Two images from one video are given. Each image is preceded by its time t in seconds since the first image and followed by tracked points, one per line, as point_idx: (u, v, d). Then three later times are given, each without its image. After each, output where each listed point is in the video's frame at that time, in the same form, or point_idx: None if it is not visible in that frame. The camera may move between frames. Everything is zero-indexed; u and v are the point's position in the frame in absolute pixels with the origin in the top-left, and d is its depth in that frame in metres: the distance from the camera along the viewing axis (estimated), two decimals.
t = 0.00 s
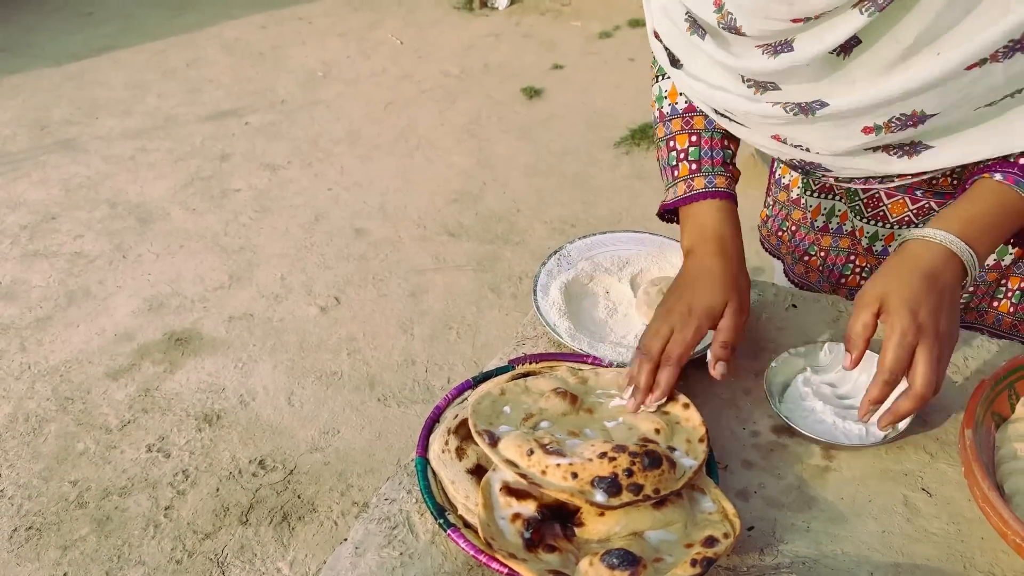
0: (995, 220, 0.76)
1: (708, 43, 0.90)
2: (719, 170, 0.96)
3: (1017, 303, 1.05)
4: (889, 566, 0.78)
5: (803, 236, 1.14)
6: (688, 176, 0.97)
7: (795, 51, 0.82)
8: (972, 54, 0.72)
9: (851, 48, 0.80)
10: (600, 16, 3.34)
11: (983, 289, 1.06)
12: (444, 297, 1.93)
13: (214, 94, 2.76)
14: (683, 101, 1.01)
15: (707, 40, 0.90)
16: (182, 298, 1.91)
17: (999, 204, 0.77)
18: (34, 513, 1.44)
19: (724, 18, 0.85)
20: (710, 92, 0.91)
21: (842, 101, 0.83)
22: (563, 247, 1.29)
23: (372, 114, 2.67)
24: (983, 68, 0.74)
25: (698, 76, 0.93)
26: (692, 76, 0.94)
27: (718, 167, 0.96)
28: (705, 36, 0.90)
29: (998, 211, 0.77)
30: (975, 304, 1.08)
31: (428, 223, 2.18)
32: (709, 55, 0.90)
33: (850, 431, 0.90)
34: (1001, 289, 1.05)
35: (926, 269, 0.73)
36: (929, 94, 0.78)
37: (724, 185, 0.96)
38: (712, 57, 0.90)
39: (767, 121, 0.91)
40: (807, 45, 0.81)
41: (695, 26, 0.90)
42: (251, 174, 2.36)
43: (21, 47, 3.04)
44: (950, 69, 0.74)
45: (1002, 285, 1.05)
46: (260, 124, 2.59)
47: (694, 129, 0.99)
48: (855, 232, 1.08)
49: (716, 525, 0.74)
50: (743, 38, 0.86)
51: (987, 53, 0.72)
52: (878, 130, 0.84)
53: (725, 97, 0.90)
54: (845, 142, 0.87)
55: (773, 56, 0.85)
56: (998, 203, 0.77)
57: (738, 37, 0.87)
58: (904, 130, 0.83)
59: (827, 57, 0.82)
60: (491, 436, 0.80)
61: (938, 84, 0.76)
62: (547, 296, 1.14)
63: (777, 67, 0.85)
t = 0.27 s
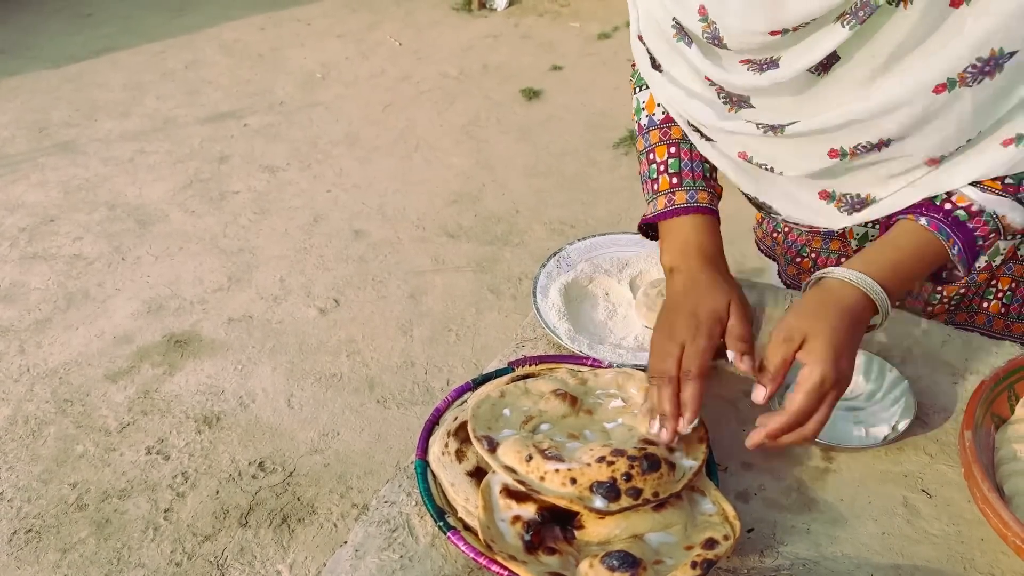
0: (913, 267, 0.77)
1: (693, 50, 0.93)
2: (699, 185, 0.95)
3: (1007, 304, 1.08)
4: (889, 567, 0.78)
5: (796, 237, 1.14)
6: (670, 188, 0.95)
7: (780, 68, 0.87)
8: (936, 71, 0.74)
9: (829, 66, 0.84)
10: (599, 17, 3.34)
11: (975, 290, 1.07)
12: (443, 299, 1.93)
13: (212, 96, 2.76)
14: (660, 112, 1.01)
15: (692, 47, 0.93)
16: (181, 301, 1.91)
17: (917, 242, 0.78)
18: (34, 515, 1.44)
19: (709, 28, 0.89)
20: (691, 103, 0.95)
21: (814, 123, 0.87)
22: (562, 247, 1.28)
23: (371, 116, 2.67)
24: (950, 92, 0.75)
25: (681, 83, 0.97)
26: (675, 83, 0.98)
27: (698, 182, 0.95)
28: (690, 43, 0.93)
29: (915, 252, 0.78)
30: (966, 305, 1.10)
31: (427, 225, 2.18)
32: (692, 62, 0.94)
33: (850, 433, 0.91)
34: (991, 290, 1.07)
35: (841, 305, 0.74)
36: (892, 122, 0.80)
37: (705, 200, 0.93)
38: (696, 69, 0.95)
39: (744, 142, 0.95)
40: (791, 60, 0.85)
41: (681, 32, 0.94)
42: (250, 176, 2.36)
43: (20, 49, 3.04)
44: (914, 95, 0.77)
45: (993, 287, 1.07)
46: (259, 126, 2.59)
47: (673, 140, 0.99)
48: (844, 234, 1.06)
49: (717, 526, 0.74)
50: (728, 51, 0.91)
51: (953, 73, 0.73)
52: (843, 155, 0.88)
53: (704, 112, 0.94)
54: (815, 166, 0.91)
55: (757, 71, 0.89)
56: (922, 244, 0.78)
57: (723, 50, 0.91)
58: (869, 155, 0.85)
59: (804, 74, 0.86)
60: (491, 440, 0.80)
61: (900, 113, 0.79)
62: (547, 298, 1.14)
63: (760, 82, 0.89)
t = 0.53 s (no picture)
0: (868, 296, 0.77)
1: (644, 28, 0.95)
2: (605, 173, 0.99)
3: (998, 305, 1.06)
4: (889, 567, 0.78)
5: (787, 238, 1.13)
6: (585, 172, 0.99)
7: (736, 46, 0.87)
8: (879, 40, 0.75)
9: (788, 48, 0.83)
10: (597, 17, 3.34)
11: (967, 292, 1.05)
12: (442, 300, 1.93)
13: (211, 97, 2.75)
14: (592, 93, 1.04)
15: (643, 26, 0.95)
16: (180, 303, 1.91)
17: (870, 275, 0.77)
18: (33, 518, 1.44)
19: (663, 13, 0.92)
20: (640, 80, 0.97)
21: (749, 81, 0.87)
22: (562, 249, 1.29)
23: (370, 117, 2.67)
24: (891, 63, 0.76)
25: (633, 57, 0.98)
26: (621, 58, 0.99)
27: (605, 171, 0.99)
28: (641, 22, 0.96)
29: (867, 283, 0.77)
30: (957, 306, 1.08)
31: (426, 226, 2.18)
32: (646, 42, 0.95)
33: (850, 434, 0.91)
34: (982, 291, 1.06)
35: (792, 343, 0.73)
36: (832, 84, 0.81)
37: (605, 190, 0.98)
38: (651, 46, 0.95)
39: (687, 103, 0.95)
40: (744, 42, 0.86)
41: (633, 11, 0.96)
42: (249, 178, 2.36)
43: (18, 51, 3.04)
44: (849, 56, 0.77)
45: (984, 288, 1.05)
46: (258, 127, 2.59)
47: (594, 126, 1.02)
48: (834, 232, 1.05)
49: (717, 528, 0.74)
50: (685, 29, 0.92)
51: (896, 44, 0.74)
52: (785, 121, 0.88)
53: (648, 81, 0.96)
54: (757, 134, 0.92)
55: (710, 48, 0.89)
56: (874, 271, 0.77)
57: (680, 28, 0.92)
58: (811, 123, 0.86)
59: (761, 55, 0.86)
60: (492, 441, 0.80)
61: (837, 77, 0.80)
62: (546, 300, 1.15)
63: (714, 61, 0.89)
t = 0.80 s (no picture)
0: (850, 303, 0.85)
1: (635, 40, 0.99)
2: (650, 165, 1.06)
3: (987, 305, 1.04)
4: (889, 566, 0.78)
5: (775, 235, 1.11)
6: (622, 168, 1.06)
7: (715, 56, 0.91)
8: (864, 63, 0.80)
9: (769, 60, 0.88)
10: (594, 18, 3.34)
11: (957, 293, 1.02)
12: (441, 301, 1.93)
13: (209, 99, 2.75)
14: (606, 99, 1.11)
15: (636, 38, 1.00)
16: (178, 304, 1.91)
17: (855, 280, 0.85)
18: (32, 519, 1.43)
19: (655, 21, 0.96)
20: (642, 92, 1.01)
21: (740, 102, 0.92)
22: (561, 249, 1.29)
23: (368, 118, 2.67)
24: (875, 83, 0.81)
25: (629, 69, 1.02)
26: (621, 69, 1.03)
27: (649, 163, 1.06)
28: (632, 35, 1.00)
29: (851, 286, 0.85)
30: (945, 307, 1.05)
31: (424, 227, 2.18)
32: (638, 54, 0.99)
33: (850, 433, 0.91)
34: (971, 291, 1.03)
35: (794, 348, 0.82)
36: (822, 109, 0.85)
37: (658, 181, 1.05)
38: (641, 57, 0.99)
39: (681, 119, 0.99)
40: (724, 53, 0.90)
41: (626, 24, 1.01)
42: (247, 179, 2.35)
43: (16, 53, 3.04)
44: (835, 83, 0.82)
45: (973, 288, 1.02)
46: (256, 129, 2.59)
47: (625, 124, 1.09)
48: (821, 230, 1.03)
49: (717, 527, 0.74)
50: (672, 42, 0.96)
51: (879, 66, 0.79)
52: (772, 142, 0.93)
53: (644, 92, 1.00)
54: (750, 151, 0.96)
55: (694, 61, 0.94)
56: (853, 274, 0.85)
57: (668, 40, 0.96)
58: (797, 144, 0.91)
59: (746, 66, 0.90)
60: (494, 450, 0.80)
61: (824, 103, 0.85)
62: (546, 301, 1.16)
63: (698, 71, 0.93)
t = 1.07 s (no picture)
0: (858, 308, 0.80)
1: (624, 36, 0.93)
2: (625, 113, 1.06)
3: (977, 304, 1.07)
4: (888, 565, 0.78)
5: (770, 238, 1.11)
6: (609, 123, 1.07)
7: (712, 51, 0.85)
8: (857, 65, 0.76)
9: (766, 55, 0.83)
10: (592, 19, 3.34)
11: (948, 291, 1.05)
12: (439, 302, 1.93)
13: (207, 100, 2.75)
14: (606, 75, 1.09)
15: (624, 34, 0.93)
16: (177, 305, 1.91)
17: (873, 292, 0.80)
18: (31, 522, 1.43)
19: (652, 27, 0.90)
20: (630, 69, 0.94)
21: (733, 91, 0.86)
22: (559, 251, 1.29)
23: (366, 119, 2.67)
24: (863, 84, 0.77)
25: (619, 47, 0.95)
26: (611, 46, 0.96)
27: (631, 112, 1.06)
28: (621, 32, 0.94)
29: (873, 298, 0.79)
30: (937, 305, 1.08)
31: (423, 228, 2.18)
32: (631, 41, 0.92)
33: (848, 434, 0.91)
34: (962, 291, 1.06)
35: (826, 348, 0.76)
36: (812, 105, 0.81)
37: (641, 131, 1.06)
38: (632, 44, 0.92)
39: (667, 97, 0.93)
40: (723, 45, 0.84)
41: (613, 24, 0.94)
42: (245, 181, 2.36)
43: (13, 55, 3.04)
44: (828, 84, 0.78)
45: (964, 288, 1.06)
46: (254, 130, 2.59)
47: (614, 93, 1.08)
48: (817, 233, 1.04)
49: (715, 527, 0.74)
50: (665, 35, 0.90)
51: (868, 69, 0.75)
52: (762, 129, 0.88)
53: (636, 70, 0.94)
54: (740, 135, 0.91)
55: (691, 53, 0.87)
56: (874, 284, 0.79)
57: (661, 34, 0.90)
58: (786, 133, 0.87)
59: (740, 57, 0.85)
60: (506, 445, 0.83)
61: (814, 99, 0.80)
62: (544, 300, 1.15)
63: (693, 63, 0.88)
